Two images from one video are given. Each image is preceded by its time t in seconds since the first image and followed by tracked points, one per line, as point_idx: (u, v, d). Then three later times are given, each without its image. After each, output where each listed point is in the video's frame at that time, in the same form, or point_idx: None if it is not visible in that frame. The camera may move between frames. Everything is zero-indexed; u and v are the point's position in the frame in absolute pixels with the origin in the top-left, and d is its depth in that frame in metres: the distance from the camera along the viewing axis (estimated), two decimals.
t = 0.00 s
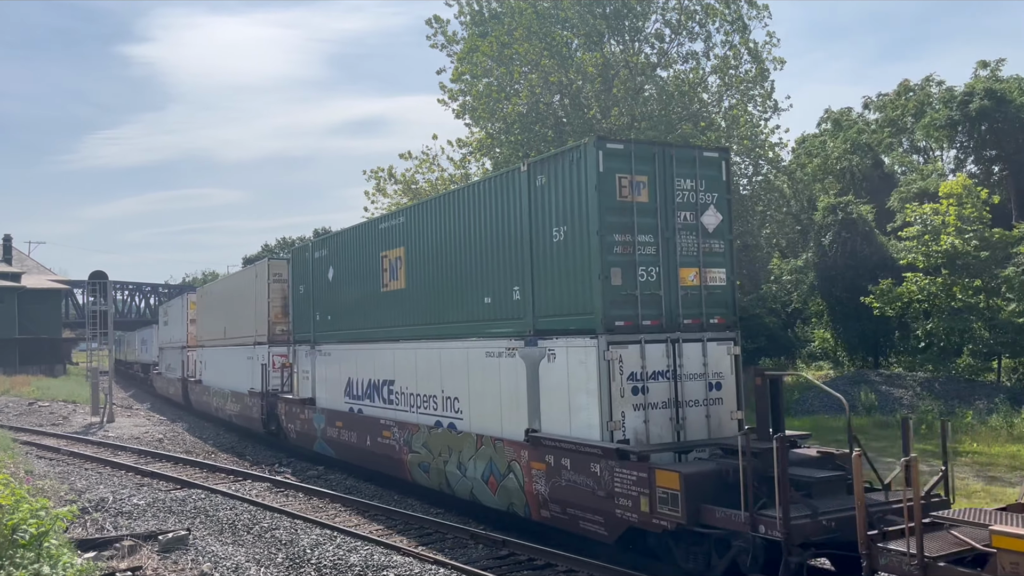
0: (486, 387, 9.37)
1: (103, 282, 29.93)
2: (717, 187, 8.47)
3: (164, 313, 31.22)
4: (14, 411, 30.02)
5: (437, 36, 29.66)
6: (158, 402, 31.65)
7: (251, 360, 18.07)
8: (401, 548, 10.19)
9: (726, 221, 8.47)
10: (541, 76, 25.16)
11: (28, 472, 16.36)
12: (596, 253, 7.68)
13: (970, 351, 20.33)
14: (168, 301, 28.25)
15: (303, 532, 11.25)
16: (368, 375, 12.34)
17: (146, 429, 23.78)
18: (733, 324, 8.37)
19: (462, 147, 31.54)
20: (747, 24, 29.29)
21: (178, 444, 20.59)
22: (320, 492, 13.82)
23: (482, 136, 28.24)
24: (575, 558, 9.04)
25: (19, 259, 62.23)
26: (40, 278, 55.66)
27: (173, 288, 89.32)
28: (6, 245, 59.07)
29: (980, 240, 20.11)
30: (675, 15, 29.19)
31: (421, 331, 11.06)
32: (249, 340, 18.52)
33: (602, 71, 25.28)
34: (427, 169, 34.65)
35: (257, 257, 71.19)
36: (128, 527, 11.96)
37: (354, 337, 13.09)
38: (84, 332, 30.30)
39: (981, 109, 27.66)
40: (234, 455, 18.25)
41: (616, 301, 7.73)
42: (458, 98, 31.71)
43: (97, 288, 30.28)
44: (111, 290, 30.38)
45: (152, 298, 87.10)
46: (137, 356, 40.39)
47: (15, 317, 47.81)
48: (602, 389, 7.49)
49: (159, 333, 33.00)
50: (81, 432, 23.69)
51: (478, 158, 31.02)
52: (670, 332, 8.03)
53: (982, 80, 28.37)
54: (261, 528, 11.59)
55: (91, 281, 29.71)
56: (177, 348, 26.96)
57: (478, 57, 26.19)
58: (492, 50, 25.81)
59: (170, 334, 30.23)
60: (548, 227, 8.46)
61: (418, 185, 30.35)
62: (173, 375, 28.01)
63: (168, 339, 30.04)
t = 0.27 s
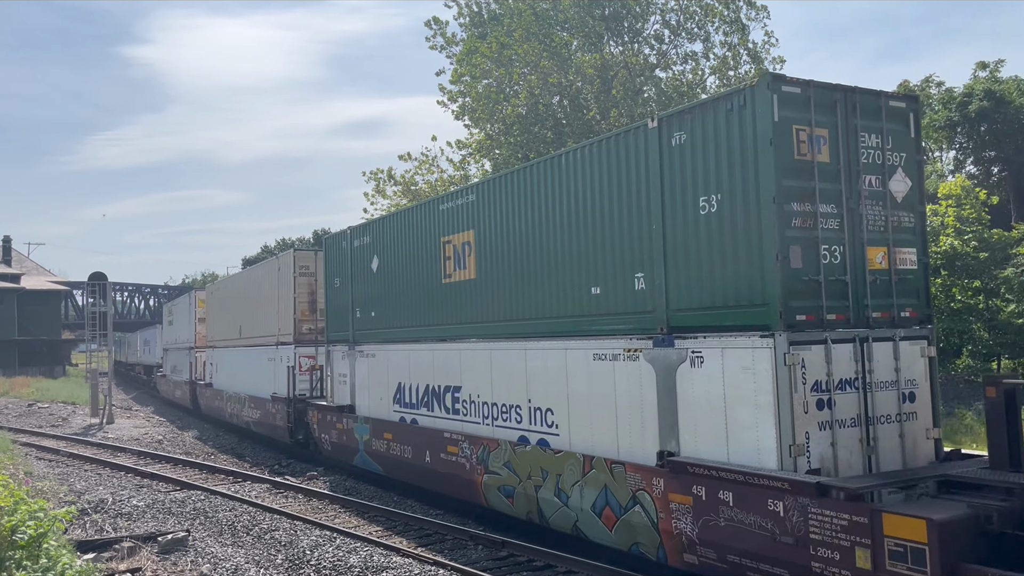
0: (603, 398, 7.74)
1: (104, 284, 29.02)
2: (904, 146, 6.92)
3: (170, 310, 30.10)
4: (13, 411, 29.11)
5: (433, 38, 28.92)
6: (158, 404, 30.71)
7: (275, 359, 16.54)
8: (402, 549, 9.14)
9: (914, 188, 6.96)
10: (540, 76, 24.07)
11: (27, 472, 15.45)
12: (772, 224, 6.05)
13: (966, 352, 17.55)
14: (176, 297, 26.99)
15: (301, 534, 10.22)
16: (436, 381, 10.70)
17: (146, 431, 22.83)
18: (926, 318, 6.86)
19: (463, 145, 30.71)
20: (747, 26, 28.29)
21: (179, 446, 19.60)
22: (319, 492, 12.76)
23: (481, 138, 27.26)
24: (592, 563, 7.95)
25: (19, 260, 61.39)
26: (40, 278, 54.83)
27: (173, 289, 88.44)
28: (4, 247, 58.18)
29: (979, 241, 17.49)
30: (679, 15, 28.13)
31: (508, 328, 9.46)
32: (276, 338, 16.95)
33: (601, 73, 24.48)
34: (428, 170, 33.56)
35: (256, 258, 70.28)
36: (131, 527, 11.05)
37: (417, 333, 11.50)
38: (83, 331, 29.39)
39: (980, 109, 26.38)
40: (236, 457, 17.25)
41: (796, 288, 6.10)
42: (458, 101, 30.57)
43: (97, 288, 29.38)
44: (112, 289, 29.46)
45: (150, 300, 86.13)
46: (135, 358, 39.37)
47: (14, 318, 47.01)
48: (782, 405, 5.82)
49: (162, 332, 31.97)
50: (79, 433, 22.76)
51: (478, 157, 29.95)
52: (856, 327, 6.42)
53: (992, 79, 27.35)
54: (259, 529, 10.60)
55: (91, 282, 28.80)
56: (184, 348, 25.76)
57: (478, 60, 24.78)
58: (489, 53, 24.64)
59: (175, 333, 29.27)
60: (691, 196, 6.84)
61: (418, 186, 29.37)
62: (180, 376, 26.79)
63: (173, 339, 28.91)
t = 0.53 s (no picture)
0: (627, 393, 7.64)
1: (104, 286, 29.75)
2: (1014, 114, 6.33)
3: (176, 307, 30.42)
4: (15, 413, 29.89)
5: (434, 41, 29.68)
6: (158, 405, 31.47)
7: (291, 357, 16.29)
8: (400, 550, 9.92)
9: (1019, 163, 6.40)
10: (540, 77, 24.75)
11: (28, 474, 16.22)
12: (809, 201, 6.08)
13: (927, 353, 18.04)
14: (186, 293, 27.11)
15: (301, 535, 11.00)
16: (458, 386, 10.39)
17: (147, 432, 23.62)
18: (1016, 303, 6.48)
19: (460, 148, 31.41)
20: (745, 25, 29.01)
21: (178, 447, 20.37)
22: (319, 495, 13.49)
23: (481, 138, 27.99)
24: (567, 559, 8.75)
25: (20, 262, 62.12)
26: (41, 280, 55.53)
27: (173, 289, 89.14)
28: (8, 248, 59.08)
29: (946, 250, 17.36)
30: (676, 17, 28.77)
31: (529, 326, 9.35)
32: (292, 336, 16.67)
33: (600, 74, 24.97)
34: (427, 172, 34.22)
35: (256, 259, 70.96)
36: (128, 528, 11.81)
37: (431, 338, 11.32)
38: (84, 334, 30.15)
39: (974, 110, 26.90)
40: (234, 458, 18.02)
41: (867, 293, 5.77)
42: (457, 102, 31.39)
43: (97, 291, 30.10)
44: (112, 292, 30.19)
45: (152, 301, 86.88)
46: (136, 360, 40.12)
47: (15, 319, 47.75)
48: (825, 400, 5.73)
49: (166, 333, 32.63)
50: (81, 434, 23.55)
51: (476, 159, 30.55)
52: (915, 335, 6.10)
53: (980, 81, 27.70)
54: (259, 531, 11.38)
55: (91, 283, 29.56)
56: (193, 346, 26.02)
57: (478, 60, 25.86)
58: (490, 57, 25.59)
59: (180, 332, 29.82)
60: (719, 180, 6.88)
61: (417, 188, 30.08)
62: (188, 373, 26.97)
63: (178, 338, 29.25)
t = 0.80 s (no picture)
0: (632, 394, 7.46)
1: (104, 287, 29.68)
2: None
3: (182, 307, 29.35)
4: (14, 415, 29.81)
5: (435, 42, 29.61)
6: (158, 406, 31.38)
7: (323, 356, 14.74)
8: (399, 551, 9.86)
9: None
10: (539, 78, 24.71)
11: (27, 475, 16.15)
12: (814, 199, 5.95)
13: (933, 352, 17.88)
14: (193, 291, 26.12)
15: (301, 537, 10.95)
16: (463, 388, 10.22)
17: (146, 433, 23.57)
18: None
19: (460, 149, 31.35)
20: (745, 26, 28.94)
21: (178, 448, 20.30)
22: (319, 496, 13.46)
23: (480, 139, 27.94)
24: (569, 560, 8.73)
25: (19, 263, 62.05)
26: (41, 282, 55.43)
27: (173, 291, 89.05)
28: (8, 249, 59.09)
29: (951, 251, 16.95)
30: (676, 18, 28.73)
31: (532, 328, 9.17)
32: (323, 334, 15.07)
33: (599, 75, 24.98)
34: (427, 173, 34.14)
35: (256, 260, 70.85)
36: (128, 530, 11.75)
37: (504, 335, 9.63)
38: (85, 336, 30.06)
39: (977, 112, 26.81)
40: (233, 459, 17.96)
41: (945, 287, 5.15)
42: (457, 103, 31.36)
43: (97, 292, 30.02)
44: (112, 294, 30.10)
45: (152, 302, 86.76)
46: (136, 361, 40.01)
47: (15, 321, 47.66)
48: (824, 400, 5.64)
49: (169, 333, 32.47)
50: (81, 436, 23.47)
51: (475, 160, 30.49)
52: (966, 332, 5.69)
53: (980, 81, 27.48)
54: (259, 533, 11.32)
55: (90, 284, 29.52)
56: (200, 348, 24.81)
57: (477, 62, 25.87)
58: (490, 57, 25.50)
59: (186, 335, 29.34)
60: (718, 184, 6.77)
61: (418, 189, 30.02)
62: (193, 377, 25.86)
63: (184, 340, 28.21)
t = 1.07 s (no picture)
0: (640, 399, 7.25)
1: (104, 288, 29.55)
2: None
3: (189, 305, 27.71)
4: (14, 416, 29.66)
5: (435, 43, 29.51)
6: (158, 407, 31.23)
7: (365, 358, 12.88)
8: (399, 552, 9.69)
9: None
10: (540, 79, 24.58)
11: (26, 476, 16.00)
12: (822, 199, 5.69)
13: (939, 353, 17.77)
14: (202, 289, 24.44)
15: (302, 538, 10.79)
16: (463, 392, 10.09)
17: (145, 434, 23.41)
18: None
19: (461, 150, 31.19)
20: (747, 27, 28.79)
21: (177, 450, 20.15)
22: (319, 497, 13.30)
23: (481, 140, 27.81)
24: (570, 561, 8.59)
25: (18, 264, 61.95)
26: (41, 283, 55.32)
27: (173, 292, 88.93)
28: (8, 250, 58.92)
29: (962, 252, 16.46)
30: (677, 19, 28.60)
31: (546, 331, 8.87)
32: (366, 333, 13.14)
33: (600, 76, 24.85)
34: (428, 174, 33.96)
35: (255, 262, 70.73)
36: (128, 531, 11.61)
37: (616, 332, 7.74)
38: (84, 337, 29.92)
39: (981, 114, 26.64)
40: (233, 460, 17.80)
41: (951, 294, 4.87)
42: (458, 104, 31.22)
43: (97, 292, 29.89)
44: (112, 295, 29.96)
45: (152, 303, 86.61)
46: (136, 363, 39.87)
47: (15, 323, 47.52)
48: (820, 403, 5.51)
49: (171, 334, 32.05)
50: (80, 437, 23.31)
51: (476, 161, 30.33)
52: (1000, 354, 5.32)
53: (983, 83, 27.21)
54: (260, 534, 11.16)
55: (91, 285, 29.38)
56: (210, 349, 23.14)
57: (477, 63, 25.76)
58: (491, 58, 25.39)
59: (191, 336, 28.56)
60: (716, 186, 6.63)
61: (418, 190, 29.89)
62: (202, 381, 24.24)
63: (191, 341, 26.63)
